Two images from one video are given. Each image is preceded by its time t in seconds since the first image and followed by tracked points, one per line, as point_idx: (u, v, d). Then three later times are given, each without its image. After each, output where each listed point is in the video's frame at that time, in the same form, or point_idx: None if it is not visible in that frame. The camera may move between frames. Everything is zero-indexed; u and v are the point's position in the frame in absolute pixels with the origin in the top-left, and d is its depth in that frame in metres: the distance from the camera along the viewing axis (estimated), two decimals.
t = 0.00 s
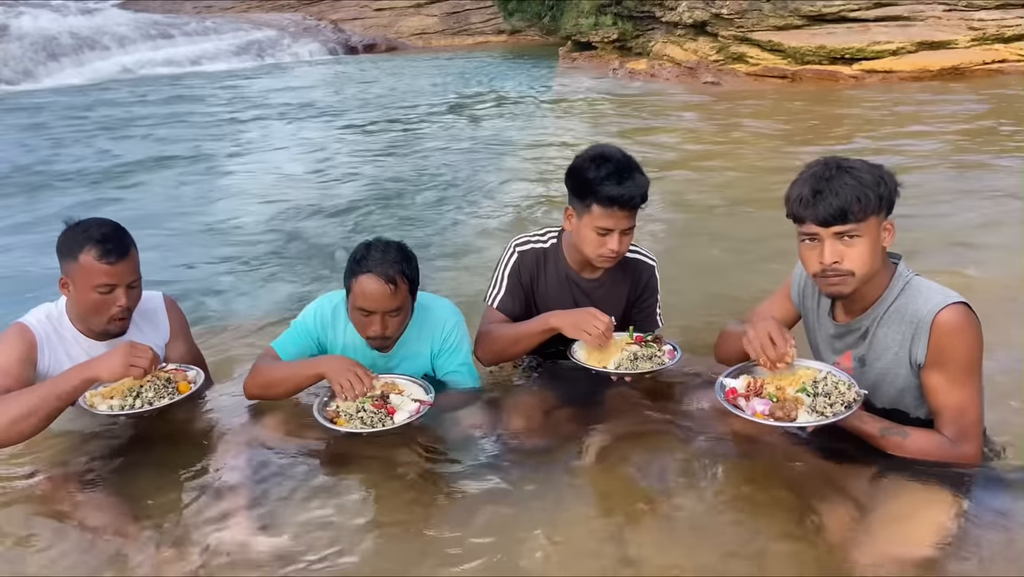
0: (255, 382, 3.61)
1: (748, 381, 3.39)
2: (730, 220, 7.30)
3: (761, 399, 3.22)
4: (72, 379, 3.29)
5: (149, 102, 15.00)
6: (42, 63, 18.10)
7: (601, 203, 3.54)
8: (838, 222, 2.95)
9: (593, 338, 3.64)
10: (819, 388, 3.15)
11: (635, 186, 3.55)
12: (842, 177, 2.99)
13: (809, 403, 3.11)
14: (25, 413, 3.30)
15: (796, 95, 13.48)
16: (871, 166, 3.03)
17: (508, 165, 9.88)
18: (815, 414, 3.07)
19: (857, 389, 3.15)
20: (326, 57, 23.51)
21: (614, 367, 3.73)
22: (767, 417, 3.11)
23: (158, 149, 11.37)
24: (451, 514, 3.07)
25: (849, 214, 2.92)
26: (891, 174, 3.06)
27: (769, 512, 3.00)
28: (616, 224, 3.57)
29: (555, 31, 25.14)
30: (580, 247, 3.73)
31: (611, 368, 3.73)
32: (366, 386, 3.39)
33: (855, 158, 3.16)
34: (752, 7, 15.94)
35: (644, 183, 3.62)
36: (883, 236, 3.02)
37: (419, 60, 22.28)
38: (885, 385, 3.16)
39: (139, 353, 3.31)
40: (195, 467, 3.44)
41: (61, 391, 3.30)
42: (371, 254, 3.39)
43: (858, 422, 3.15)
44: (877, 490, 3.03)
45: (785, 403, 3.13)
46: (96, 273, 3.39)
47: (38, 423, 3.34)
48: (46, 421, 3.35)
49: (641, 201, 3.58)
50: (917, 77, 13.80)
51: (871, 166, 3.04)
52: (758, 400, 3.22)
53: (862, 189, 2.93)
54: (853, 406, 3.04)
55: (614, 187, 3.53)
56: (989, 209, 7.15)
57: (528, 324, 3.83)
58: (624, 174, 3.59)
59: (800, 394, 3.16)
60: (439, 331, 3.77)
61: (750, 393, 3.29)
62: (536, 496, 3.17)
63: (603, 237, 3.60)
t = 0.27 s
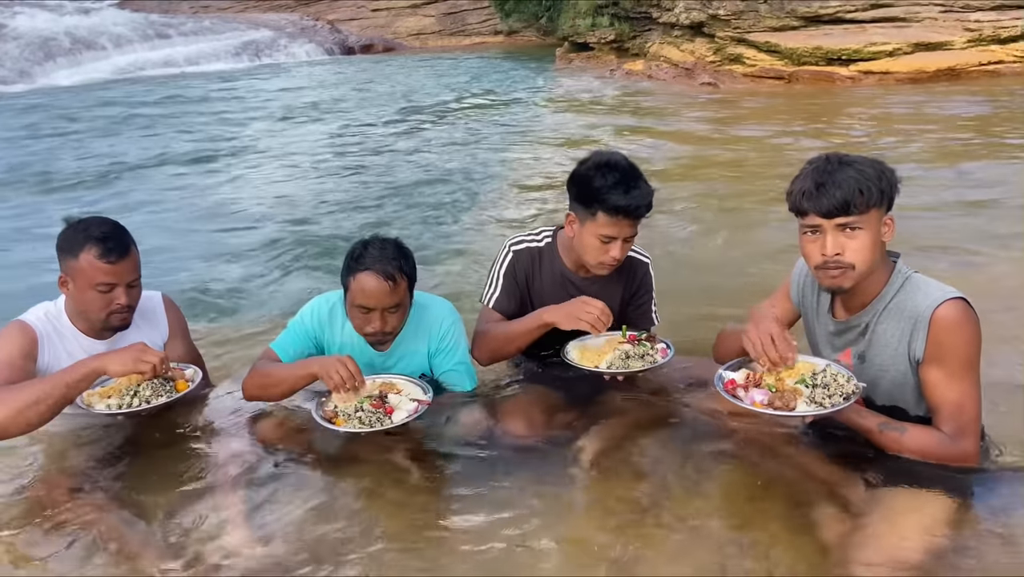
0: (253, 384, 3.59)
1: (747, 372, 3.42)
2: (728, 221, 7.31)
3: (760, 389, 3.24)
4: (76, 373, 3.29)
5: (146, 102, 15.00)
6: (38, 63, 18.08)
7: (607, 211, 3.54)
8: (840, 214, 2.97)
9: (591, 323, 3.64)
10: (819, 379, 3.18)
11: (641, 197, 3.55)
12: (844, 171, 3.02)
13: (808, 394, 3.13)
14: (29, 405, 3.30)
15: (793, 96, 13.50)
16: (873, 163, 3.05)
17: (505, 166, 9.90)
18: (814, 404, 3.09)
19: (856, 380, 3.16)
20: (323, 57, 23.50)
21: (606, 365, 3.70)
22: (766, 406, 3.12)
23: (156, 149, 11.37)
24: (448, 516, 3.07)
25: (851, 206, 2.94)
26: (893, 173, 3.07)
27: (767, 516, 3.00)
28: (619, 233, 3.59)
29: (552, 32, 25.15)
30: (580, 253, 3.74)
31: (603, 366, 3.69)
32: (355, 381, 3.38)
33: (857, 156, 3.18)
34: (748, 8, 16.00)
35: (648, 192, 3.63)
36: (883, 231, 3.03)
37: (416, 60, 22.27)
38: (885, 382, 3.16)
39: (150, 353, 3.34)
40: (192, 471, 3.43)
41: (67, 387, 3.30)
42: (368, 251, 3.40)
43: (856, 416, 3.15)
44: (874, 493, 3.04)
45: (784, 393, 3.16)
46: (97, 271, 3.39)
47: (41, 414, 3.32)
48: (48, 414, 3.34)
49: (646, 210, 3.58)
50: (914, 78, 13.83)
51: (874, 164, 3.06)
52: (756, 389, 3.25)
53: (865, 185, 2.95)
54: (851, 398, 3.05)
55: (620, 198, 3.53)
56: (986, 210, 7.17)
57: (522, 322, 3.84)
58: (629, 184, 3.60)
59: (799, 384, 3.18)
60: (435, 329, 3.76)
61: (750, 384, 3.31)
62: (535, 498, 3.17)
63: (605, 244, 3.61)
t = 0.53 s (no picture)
0: (252, 382, 3.60)
1: (744, 367, 3.42)
2: (725, 222, 7.32)
3: (756, 385, 3.24)
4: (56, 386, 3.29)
5: (143, 103, 14.98)
6: (35, 64, 18.05)
7: (587, 186, 3.60)
8: (838, 209, 2.99)
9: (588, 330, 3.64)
10: (814, 376, 3.19)
11: (621, 170, 3.60)
12: (842, 166, 3.04)
13: (803, 391, 3.13)
14: (15, 415, 3.31)
15: (790, 97, 13.52)
16: (871, 161, 3.09)
17: (502, 166, 9.92)
18: (809, 401, 3.09)
19: (852, 378, 3.17)
20: (320, 58, 23.49)
21: (602, 369, 3.68)
22: (760, 403, 3.13)
23: (153, 150, 11.36)
24: (446, 518, 3.07)
25: (849, 201, 2.96)
26: (888, 169, 3.11)
27: (763, 517, 3.00)
28: (605, 210, 3.60)
29: (549, 33, 25.16)
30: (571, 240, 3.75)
31: (599, 370, 3.67)
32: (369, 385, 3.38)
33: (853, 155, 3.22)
34: (745, 9, 16.04)
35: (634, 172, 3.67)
36: (880, 228, 3.06)
37: (413, 61, 22.27)
38: (881, 380, 3.16)
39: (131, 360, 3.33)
40: (189, 472, 3.42)
41: (46, 400, 3.30)
42: (365, 249, 3.42)
43: (850, 412, 3.12)
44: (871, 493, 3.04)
45: (779, 390, 3.15)
46: (98, 272, 3.38)
47: (25, 425, 3.33)
48: (35, 424, 3.35)
49: (627, 184, 3.61)
50: (910, 79, 13.84)
51: (870, 160, 3.10)
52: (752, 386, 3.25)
53: (862, 181, 2.98)
54: (846, 395, 3.06)
55: (599, 170, 3.60)
56: (981, 211, 7.19)
57: (521, 327, 3.84)
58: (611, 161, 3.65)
59: (794, 381, 3.18)
60: (431, 328, 3.76)
61: (745, 379, 3.32)
62: (532, 500, 3.17)
63: (591, 222, 3.62)
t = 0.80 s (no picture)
0: (251, 387, 3.60)
1: (740, 366, 3.42)
2: (723, 223, 7.33)
3: (752, 383, 3.24)
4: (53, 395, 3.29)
5: (141, 105, 14.97)
6: (32, 66, 18.02)
7: (569, 174, 3.72)
8: (828, 211, 2.99)
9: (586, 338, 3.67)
10: (810, 374, 3.18)
11: (600, 156, 3.72)
12: (832, 169, 3.04)
13: (800, 388, 3.12)
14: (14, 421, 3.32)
15: (787, 98, 13.54)
16: (862, 161, 3.08)
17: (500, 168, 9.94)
18: (805, 399, 3.09)
19: (847, 375, 3.16)
20: (318, 60, 23.50)
21: (600, 374, 3.68)
22: (757, 400, 3.14)
23: (151, 153, 11.36)
24: (445, 520, 3.08)
25: (839, 203, 2.96)
26: (881, 170, 3.09)
27: (761, 520, 3.01)
28: (587, 196, 3.69)
29: (547, 35, 25.18)
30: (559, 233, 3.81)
31: (597, 375, 3.67)
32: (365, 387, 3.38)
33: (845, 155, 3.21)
34: (742, 11, 16.06)
35: (616, 160, 3.78)
36: (872, 227, 3.06)
37: (411, 63, 22.28)
38: (876, 378, 3.17)
39: (129, 367, 3.35)
40: (188, 474, 3.42)
41: (45, 407, 3.31)
42: (362, 249, 3.43)
43: (845, 411, 3.12)
44: (869, 495, 3.05)
45: (775, 388, 3.15)
46: (93, 280, 3.38)
47: (22, 431, 3.35)
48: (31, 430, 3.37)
49: (608, 170, 3.72)
50: (907, 80, 13.87)
51: (864, 161, 3.08)
52: (749, 384, 3.25)
53: (852, 182, 2.98)
54: (841, 393, 3.06)
55: (579, 156, 3.73)
56: (978, 212, 7.21)
57: (518, 330, 3.85)
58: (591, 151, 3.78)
59: (790, 378, 3.18)
60: (429, 332, 3.76)
61: (742, 378, 3.32)
62: (530, 503, 3.17)
63: (574, 208, 3.71)
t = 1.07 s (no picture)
0: (251, 385, 3.59)
1: (737, 365, 3.42)
2: (721, 225, 7.34)
3: (749, 382, 3.26)
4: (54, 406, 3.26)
5: (140, 109, 14.97)
6: (31, 70, 18.03)
7: (567, 178, 3.73)
8: (798, 230, 2.98)
9: (586, 345, 3.67)
10: (806, 372, 3.18)
11: (599, 159, 3.72)
12: (805, 185, 3.01)
13: (796, 387, 3.14)
14: (15, 435, 3.29)
15: (786, 99, 13.55)
16: (838, 172, 3.02)
17: (498, 169, 9.96)
18: (801, 397, 3.10)
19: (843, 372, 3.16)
20: (316, 63, 23.51)
21: (597, 379, 3.67)
22: (753, 399, 3.15)
23: (149, 156, 11.36)
24: (443, 521, 3.08)
25: (809, 222, 2.95)
26: (860, 176, 3.02)
27: (759, 520, 3.01)
28: (586, 199, 3.69)
29: (545, 37, 25.20)
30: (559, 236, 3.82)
31: (595, 381, 3.66)
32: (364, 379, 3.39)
33: (829, 157, 3.14)
34: (740, 12, 16.04)
35: (613, 160, 3.77)
36: (854, 235, 3.01)
37: (409, 66, 22.30)
38: (873, 376, 3.17)
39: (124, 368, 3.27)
40: (187, 477, 3.42)
41: (46, 421, 3.29)
42: (366, 249, 3.43)
43: (841, 409, 3.13)
44: (867, 495, 3.06)
45: (772, 386, 3.17)
46: (82, 273, 3.38)
47: (25, 444, 3.32)
48: (34, 442, 3.34)
49: (608, 173, 3.71)
50: (906, 81, 13.88)
51: (840, 171, 3.02)
52: (745, 382, 3.27)
53: (821, 200, 2.94)
54: (838, 390, 3.08)
55: (578, 159, 3.73)
56: (976, 212, 7.23)
57: (517, 333, 3.85)
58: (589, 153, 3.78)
59: (787, 376, 3.19)
60: (433, 335, 3.77)
61: (739, 376, 3.33)
62: (528, 505, 3.17)
63: (574, 211, 3.71)
